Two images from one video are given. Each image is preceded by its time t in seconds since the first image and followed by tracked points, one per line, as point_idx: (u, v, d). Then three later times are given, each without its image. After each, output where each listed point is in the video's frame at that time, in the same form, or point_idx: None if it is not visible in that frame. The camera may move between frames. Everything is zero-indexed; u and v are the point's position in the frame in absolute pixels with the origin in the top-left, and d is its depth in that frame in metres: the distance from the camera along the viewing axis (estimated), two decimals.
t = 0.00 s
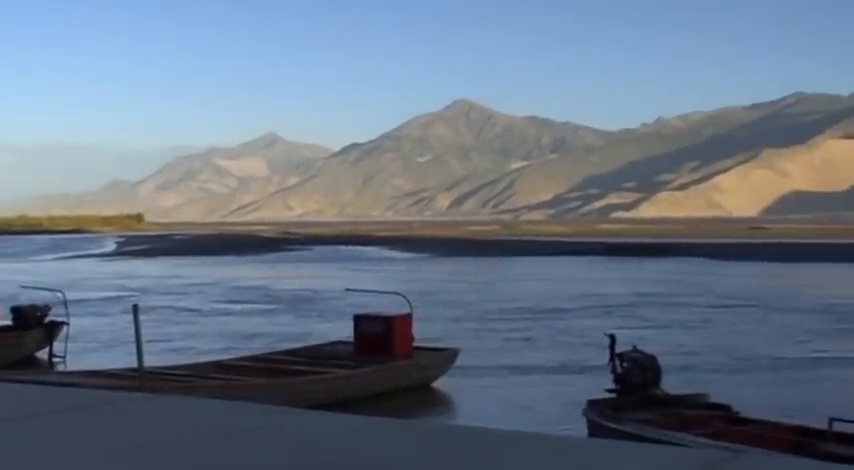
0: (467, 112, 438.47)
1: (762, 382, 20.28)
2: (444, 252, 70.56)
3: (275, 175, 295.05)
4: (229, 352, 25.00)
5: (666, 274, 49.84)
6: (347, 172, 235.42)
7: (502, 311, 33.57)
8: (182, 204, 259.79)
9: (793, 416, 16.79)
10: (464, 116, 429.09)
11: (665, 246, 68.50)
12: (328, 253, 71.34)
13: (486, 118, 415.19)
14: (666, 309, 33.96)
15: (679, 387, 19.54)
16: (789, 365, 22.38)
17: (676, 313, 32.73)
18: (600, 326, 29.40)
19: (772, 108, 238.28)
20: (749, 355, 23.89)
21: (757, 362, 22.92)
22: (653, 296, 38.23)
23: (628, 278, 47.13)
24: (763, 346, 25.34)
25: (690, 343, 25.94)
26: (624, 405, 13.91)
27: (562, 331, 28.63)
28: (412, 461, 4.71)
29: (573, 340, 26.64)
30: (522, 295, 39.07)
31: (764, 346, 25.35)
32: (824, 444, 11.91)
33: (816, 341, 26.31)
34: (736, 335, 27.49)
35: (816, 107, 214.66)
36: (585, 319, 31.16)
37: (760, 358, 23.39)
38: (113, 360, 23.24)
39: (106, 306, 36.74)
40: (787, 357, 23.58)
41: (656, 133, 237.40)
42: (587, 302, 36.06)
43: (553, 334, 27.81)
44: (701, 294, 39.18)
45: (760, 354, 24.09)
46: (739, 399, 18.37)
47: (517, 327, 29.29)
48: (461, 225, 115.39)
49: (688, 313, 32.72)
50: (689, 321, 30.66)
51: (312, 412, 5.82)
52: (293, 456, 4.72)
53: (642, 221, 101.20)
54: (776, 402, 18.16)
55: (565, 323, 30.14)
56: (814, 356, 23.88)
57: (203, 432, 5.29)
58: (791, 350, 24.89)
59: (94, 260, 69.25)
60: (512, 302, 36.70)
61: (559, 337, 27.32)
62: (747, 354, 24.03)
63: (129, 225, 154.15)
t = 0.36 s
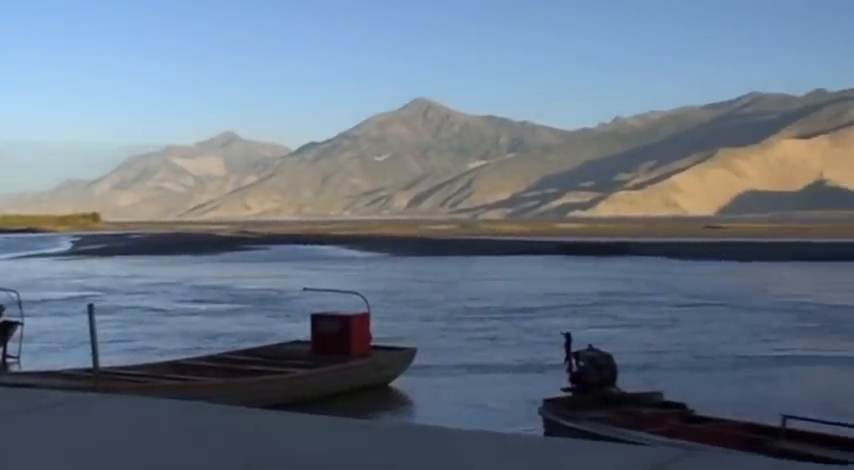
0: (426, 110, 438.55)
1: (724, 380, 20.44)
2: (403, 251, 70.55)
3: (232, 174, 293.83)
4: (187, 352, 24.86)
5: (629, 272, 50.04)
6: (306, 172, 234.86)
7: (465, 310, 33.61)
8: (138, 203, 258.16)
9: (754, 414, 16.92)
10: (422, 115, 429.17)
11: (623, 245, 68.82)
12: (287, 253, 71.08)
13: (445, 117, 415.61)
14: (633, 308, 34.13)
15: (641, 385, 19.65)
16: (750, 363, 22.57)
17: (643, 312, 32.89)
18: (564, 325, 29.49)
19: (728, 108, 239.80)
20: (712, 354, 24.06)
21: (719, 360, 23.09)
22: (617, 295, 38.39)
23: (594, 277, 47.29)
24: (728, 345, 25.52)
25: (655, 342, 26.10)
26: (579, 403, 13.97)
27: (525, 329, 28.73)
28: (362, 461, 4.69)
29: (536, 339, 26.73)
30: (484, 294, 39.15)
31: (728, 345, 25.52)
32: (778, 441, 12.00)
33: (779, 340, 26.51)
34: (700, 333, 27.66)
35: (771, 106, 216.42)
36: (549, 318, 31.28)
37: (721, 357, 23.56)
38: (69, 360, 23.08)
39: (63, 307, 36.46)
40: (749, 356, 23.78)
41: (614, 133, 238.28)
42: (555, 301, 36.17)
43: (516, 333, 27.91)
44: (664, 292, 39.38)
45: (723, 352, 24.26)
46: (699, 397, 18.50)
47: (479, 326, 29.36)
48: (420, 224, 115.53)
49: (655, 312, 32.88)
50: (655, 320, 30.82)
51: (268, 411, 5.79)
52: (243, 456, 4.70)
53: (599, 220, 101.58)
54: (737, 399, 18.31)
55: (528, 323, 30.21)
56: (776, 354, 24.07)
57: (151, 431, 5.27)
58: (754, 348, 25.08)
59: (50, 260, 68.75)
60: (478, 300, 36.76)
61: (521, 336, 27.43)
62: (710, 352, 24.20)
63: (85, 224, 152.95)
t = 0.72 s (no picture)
0: (392, 109, 438.27)
1: (696, 378, 20.53)
2: (370, 250, 70.48)
3: (197, 172, 292.42)
4: (153, 351, 24.72)
5: (601, 270, 50.16)
6: (271, 170, 234.10)
7: (437, 309, 33.58)
8: (103, 201, 256.51)
9: (723, 411, 17.02)
10: (389, 113, 428.85)
11: (589, 244, 69.06)
12: (254, 251, 70.82)
13: (411, 115, 415.63)
14: (609, 306, 34.21)
15: (611, 384, 19.74)
16: (722, 362, 22.68)
17: (617, 311, 33.01)
18: (537, 324, 29.53)
19: (693, 108, 240.93)
20: (684, 352, 24.18)
21: (690, 358, 23.21)
22: (590, 294, 38.48)
23: (567, 276, 47.34)
24: (702, 343, 25.62)
25: (629, 341, 26.18)
26: (545, 402, 14.02)
27: (496, 328, 28.77)
28: (330, 460, 4.68)
29: (508, 338, 26.74)
30: (455, 293, 39.17)
31: (701, 343, 25.64)
32: (743, 438, 12.08)
33: (751, 339, 26.64)
34: (673, 332, 27.76)
35: (736, 106, 217.46)
36: (521, 317, 31.31)
37: (693, 356, 23.67)
38: (33, 362, 22.88)
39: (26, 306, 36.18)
40: (721, 354, 23.91)
41: (580, 132, 238.83)
42: (530, 300, 36.23)
43: (486, 332, 27.94)
44: (637, 290, 39.51)
45: (696, 351, 24.37)
46: (671, 396, 18.58)
47: (450, 325, 29.36)
48: (386, 223, 115.33)
49: (629, 310, 32.96)
50: (631, 318, 30.91)
51: (233, 410, 5.78)
52: (208, 459, 4.67)
53: (564, 219, 101.83)
54: (708, 397, 18.40)
55: (498, 322, 30.22)
56: (748, 353, 24.21)
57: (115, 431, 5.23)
58: (726, 347, 25.22)
59: (13, 258, 68.20)
60: (451, 299, 36.76)
61: (492, 335, 27.45)
62: (683, 351, 24.30)
63: (48, 223, 151.73)
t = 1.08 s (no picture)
0: (364, 109, 437.88)
1: (672, 378, 20.62)
2: (341, 249, 70.44)
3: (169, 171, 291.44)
4: (126, 352, 24.61)
5: (577, 270, 50.32)
6: (242, 169, 233.42)
7: (415, 309, 33.59)
8: (72, 200, 255.06)
9: (697, 410, 17.12)
10: (361, 113, 428.41)
11: (562, 243, 69.24)
12: (226, 252, 70.67)
13: (383, 115, 415.32)
14: (588, 305, 34.27)
15: (587, 384, 19.82)
16: (699, 361, 22.79)
17: (597, 310, 33.08)
18: (514, 323, 29.62)
19: (664, 108, 241.81)
20: (662, 351, 24.24)
21: (667, 358, 23.32)
22: (569, 293, 38.58)
23: (546, 275, 47.41)
24: (680, 342, 25.74)
25: (608, 339, 26.28)
26: (515, 401, 14.04)
27: (472, 327, 28.80)
28: (294, 460, 4.68)
29: (483, 337, 26.80)
30: (432, 293, 39.18)
31: (679, 343, 25.73)
32: (713, 437, 12.14)
33: (729, 338, 26.76)
34: (652, 331, 27.86)
35: (706, 107, 218.42)
36: (497, 317, 31.31)
37: (671, 354, 23.76)
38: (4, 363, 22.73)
39: None
40: (698, 353, 24.03)
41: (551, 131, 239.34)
42: (509, 299, 36.32)
43: (462, 331, 27.94)
44: (615, 290, 39.56)
45: (674, 350, 24.48)
46: (648, 396, 18.65)
47: (426, 325, 29.35)
48: (358, 223, 115.19)
49: (610, 310, 33.09)
50: (611, 318, 31.00)
51: (205, 411, 5.76)
52: (175, 457, 4.68)
53: (536, 218, 102.02)
54: (683, 397, 18.49)
55: (474, 321, 30.22)
56: (725, 351, 24.34)
57: (82, 431, 5.19)
58: (704, 346, 25.31)
59: None
60: (429, 298, 36.77)
61: (467, 334, 27.50)
62: (661, 350, 24.39)
63: (17, 223, 150.80)
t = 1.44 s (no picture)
0: (332, 109, 437.52)
1: (646, 376, 20.69)
2: (310, 249, 70.43)
3: (135, 171, 290.22)
4: (93, 352, 24.53)
5: (548, 269, 50.46)
6: (210, 169, 232.70)
7: (388, 309, 33.55)
8: (38, 201, 253.36)
9: (670, 409, 17.19)
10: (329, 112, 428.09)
11: (530, 243, 69.46)
12: (194, 251, 70.54)
13: (351, 114, 415.22)
14: (567, 305, 34.36)
15: (557, 384, 19.86)
16: (673, 360, 22.87)
17: (575, 309, 33.19)
18: (486, 323, 29.66)
19: (631, 108, 242.73)
20: (637, 351, 24.34)
21: (641, 357, 23.40)
22: (546, 293, 38.66)
23: (521, 275, 47.49)
24: (656, 342, 25.82)
25: (584, 339, 26.35)
26: (482, 400, 14.07)
27: (446, 327, 28.86)
28: (261, 462, 4.66)
29: (455, 337, 26.82)
30: (405, 292, 39.18)
31: (656, 342, 25.83)
32: (680, 436, 12.19)
33: (707, 337, 26.88)
34: (628, 331, 27.97)
35: (673, 107, 219.42)
36: (473, 316, 31.38)
37: (644, 353, 23.86)
38: None
39: None
40: (673, 353, 24.12)
41: (519, 131, 239.71)
42: (486, 299, 36.35)
43: (435, 331, 27.99)
44: (592, 290, 39.66)
45: (648, 349, 24.58)
46: (622, 395, 18.71)
47: (399, 325, 29.35)
48: (326, 222, 115.12)
49: (587, 309, 33.18)
50: (590, 317, 31.07)
51: (168, 411, 5.72)
52: (142, 460, 4.66)
53: (504, 218, 102.22)
54: (660, 396, 18.54)
55: (448, 321, 30.26)
56: (699, 351, 24.46)
57: (51, 430, 5.16)
58: (681, 345, 25.40)
59: None
60: (405, 298, 36.79)
61: (441, 333, 27.53)
62: (637, 349, 24.47)
63: None
